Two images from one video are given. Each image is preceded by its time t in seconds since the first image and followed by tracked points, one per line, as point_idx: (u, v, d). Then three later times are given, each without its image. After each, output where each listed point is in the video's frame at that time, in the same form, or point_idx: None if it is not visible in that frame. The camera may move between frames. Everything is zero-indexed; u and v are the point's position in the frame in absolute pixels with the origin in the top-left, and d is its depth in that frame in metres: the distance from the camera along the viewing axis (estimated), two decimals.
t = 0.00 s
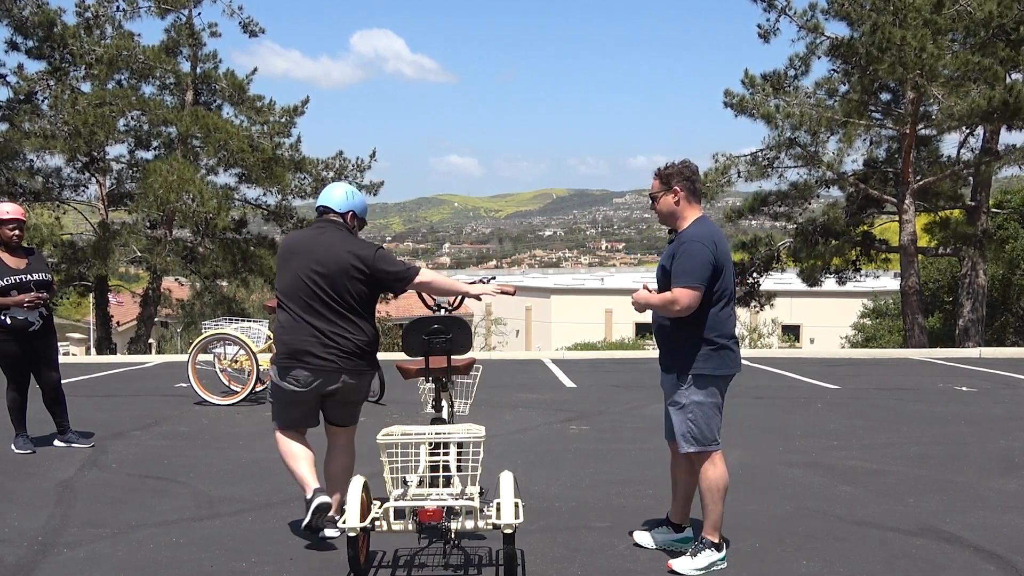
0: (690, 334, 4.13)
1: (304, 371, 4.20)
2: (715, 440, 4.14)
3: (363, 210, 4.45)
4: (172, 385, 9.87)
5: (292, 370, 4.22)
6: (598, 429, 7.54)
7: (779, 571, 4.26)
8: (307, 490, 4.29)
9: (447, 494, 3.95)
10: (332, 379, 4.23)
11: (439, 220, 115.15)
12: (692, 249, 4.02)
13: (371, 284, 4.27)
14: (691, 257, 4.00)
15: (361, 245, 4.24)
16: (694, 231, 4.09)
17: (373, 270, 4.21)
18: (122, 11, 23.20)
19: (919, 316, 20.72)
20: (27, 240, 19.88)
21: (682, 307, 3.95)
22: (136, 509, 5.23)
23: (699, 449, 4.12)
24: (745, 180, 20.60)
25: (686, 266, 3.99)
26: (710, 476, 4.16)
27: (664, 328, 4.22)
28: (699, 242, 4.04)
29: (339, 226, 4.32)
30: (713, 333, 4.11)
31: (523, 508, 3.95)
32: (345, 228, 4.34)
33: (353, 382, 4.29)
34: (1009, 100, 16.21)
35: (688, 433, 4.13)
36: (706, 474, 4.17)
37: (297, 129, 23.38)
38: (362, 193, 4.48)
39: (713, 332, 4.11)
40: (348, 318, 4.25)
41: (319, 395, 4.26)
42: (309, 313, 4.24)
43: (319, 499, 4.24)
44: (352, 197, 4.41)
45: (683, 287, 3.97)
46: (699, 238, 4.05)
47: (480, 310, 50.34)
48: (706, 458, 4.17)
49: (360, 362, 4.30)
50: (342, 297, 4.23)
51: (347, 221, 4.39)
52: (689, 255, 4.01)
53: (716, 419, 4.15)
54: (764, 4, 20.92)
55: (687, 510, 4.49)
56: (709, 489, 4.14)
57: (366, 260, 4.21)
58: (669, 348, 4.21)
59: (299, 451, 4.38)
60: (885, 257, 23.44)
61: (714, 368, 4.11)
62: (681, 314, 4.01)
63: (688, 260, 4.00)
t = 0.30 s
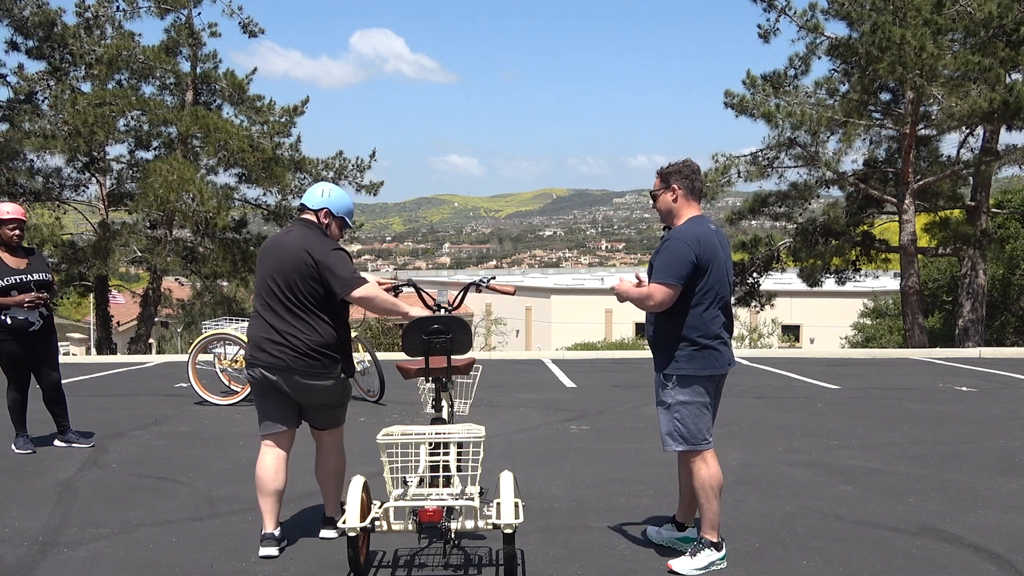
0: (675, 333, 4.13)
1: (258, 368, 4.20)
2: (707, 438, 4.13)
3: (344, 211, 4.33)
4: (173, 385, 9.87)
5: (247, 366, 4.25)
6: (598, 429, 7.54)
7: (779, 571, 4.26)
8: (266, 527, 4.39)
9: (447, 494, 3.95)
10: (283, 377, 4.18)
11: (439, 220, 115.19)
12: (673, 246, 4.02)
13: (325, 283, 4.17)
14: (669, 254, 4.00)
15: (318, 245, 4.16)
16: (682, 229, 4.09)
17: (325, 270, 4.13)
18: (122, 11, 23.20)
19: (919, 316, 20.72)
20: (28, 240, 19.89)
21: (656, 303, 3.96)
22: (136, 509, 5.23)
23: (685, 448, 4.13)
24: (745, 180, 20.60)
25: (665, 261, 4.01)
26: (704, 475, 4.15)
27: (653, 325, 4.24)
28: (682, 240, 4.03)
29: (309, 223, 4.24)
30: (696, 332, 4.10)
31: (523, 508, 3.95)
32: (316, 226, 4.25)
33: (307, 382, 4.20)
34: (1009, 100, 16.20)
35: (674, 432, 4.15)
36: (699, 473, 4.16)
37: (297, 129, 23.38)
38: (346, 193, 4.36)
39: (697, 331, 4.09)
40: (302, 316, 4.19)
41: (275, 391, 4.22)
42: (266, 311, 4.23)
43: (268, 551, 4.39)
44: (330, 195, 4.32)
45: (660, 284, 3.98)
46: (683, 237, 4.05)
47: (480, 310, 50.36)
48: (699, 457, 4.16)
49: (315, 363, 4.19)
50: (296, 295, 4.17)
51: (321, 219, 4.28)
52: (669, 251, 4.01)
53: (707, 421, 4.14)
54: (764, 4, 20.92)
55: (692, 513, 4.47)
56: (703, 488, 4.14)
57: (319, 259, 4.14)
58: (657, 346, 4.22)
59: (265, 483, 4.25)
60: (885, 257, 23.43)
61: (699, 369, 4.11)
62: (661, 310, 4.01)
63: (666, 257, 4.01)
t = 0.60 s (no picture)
0: (665, 332, 4.15)
1: (242, 366, 4.23)
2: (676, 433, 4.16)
3: (340, 212, 4.27)
4: (173, 385, 9.86)
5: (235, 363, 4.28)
6: (599, 429, 7.54)
7: (779, 571, 4.26)
8: (265, 527, 4.40)
9: (447, 494, 3.96)
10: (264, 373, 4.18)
11: (439, 220, 115.16)
12: (664, 246, 4.04)
13: (307, 283, 4.13)
14: (662, 254, 4.01)
15: (302, 246, 4.12)
16: (672, 230, 4.12)
17: (306, 272, 4.09)
18: (122, 11, 23.19)
19: (919, 316, 20.72)
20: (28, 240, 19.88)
21: (653, 303, 3.96)
22: (136, 509, 5.23)
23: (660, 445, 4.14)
24: (745, 180, 20.60)
25: (658, 261, 4.01)
26: (672, 467, 4.15)
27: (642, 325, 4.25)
28: (673, 240, 4.05)
29: (301, 222, 4.20)
30: (685, 332, 4.12)
31: (522, 508, 3.95)
32: (307, 224, 4.21)
33: (288, 381, 4.17)
34: (1010, 100, 16.19)
35: (650, 428, 4.15)
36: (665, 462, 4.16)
37: (297, 129, 23.39)
38: (344, 193, 4.31)
39: (685, 331, 4.11)
40: (284, 315, 4.17)
41: (261, 389, 4.24)
42: (251, 309, 4.24)
43: (268, 551, 4.39)
44: (327, 194, 4.28)
45: (655, 284, 3.98)
46: (672, 237, 4.07)
47: (480, 309, 50.35)
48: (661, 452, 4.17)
49: (295, 362, 4.16)
50: (278, 294, 4.16)
51: (315, 217, 4.23)
52: (662, 251, 4.02)
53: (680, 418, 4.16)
54: (764, 4, 20.93)
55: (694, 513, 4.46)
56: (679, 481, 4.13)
57: (302, 260, 4.10)
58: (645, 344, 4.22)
59: (259, 483, 4.30)
60: (885, 257, 23.42)
61: (683, 366, 4.12)
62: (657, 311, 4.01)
63: (659, 257, 4.02)
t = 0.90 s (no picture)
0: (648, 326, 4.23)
1: (251, 366, 4.26)
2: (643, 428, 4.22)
3: (345, 206, 4.28)
4: (173, 385, 9.86)
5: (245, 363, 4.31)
6: (599, 429, 7.54)
7: (779, 571, 4.26)
8: (266, 525, 4.42)
9: (447, 494, 3.96)
10: (268, 372, 4.20)
11: (439, 220, 115.17)
12: (649, 243, 4.14)
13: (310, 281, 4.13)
14: (647, 251, 4.12)
15: (305, 244, 4.12)
16: (655, 227, 4.22)
17: (308, 271, 4.09)
18: (122, 11, 23.19)
19: (919, 316, 20.72)
20: (28, 240, 19.87)
21: (646, 301, 4.08)
22: (136, 509, 5.23)
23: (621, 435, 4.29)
24: (745, 180, 20.61)
25: (643, 258, 4.12)
26: (618, 462, 4.30)
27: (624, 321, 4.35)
28: (656, 237, 4.16)
29: (306, 219, 4.21)
30: (667, 326, 4.20)
31: (523, 508, 3.95)
32: (313, 221, 4.22)
33: (292, 381, 4.16)
34: (1009, 100, 16.19)
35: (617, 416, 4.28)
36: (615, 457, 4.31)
37: (297, 129, 23.40)
38: (347, 183, 4.32)
39: (667, 326, 4.19)
40: (290, 314, 4.17)
41: (269, 389, 4.26)
42: (259, 309, 4.26)
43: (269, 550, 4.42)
44: (330, 185, 4.28)
45: (645, 280, 4.10)
46: (655, 233, 4.18)
47: (480, 309, 50.35)
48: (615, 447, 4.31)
49: (298, 362, 4.15)
50: (283, 293, 4.17)
51: (320, 211, 4.25)
52: (644, 247, 4.13)
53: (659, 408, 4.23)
54: (764, 4, 20.96)
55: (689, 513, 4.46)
56: (617, 475, 4.29)
57: (304, 259, 4.10)
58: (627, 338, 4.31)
59: (262, 481, 4.34)
60: (885, 257, 23.42)
61: (663, 360, 4.19)
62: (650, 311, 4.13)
63: (643, 254, 4.12)
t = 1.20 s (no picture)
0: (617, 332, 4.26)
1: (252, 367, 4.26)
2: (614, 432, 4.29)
3: (344, 203, 4.29)
4: (173, 385, 9.86)
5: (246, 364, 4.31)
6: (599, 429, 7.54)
7: (779, 572, 4.25)
8: (265, 522, 4.42)
9: (447, 494, 3.95)
10: (269, 372, 4.19)
11: (439, 220, 115.17)
12: (615, 252, 4.15)
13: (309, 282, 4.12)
14: (612, 260, 4.13)
15: (304, 244, 4.11)
16: (620, 234, 4.22)
17: (307, 271, 4.08)
18: (122, 11, 23.18)
19: (919, 316, 20.71)
20: (28, 240, 19.85)
21: (612, 310, 4.10)
22: (136, 509, 5.22)
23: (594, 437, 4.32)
24: (746, 180, 20.62)
25: (608, 268, 4.14)
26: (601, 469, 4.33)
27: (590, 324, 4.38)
28: (622, 244, 4.16)
29: (307, 219, 4.21)
30: (636, 332, 4.24)
31: (523, 508, 3.95)
32: (313, 221, 4.22)
33: (292, 382, 4.15)
34: (1009, 100, 16.19)
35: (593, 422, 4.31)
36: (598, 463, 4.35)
37: (297, 129, 23.40)
38: (346, 180, 4.33)
39: (635, 331, 4.23)
40: (290, 316, 4.17)
41: (270, 389, 4.26)
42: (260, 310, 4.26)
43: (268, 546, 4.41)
44: (330, 183, 4.28)
45: (611, 289, 4.12)
46: (622, 241, 4.19)
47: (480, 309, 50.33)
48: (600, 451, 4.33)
49: (299, 362, 4.15)
50: (283, 293, 4.16)
51: (323, 211, 4.26)
52: (611, 255, 4.15)
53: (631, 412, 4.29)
54: (764, 4, 20.98)
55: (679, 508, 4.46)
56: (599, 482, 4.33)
57: (303, 258, 4.09)
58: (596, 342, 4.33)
59: (261, 477, 4.35)
60: (885, 257, 23.41)
61: (630, 366, 4.24)
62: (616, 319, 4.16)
63: (609, 263, 4.14)
